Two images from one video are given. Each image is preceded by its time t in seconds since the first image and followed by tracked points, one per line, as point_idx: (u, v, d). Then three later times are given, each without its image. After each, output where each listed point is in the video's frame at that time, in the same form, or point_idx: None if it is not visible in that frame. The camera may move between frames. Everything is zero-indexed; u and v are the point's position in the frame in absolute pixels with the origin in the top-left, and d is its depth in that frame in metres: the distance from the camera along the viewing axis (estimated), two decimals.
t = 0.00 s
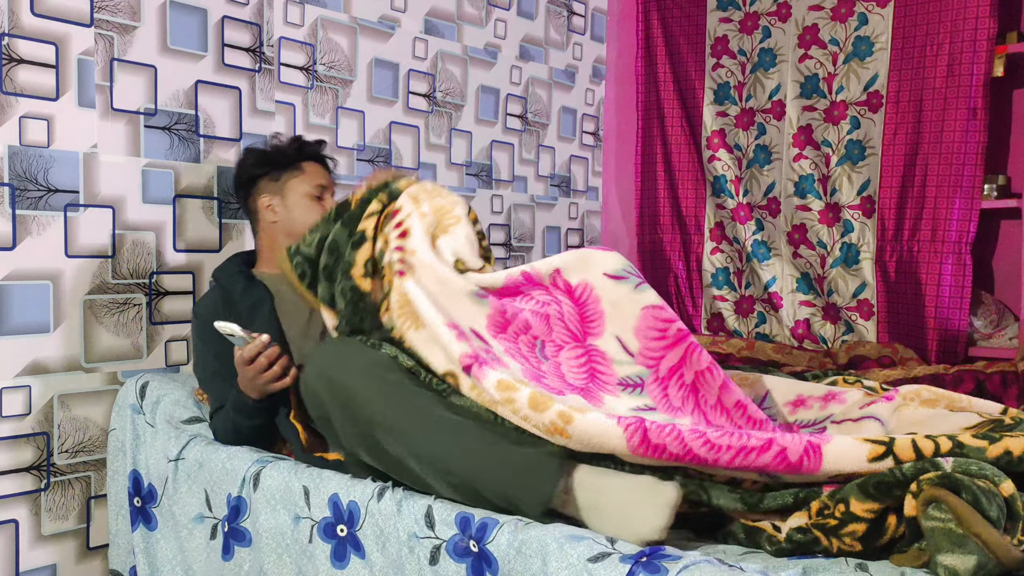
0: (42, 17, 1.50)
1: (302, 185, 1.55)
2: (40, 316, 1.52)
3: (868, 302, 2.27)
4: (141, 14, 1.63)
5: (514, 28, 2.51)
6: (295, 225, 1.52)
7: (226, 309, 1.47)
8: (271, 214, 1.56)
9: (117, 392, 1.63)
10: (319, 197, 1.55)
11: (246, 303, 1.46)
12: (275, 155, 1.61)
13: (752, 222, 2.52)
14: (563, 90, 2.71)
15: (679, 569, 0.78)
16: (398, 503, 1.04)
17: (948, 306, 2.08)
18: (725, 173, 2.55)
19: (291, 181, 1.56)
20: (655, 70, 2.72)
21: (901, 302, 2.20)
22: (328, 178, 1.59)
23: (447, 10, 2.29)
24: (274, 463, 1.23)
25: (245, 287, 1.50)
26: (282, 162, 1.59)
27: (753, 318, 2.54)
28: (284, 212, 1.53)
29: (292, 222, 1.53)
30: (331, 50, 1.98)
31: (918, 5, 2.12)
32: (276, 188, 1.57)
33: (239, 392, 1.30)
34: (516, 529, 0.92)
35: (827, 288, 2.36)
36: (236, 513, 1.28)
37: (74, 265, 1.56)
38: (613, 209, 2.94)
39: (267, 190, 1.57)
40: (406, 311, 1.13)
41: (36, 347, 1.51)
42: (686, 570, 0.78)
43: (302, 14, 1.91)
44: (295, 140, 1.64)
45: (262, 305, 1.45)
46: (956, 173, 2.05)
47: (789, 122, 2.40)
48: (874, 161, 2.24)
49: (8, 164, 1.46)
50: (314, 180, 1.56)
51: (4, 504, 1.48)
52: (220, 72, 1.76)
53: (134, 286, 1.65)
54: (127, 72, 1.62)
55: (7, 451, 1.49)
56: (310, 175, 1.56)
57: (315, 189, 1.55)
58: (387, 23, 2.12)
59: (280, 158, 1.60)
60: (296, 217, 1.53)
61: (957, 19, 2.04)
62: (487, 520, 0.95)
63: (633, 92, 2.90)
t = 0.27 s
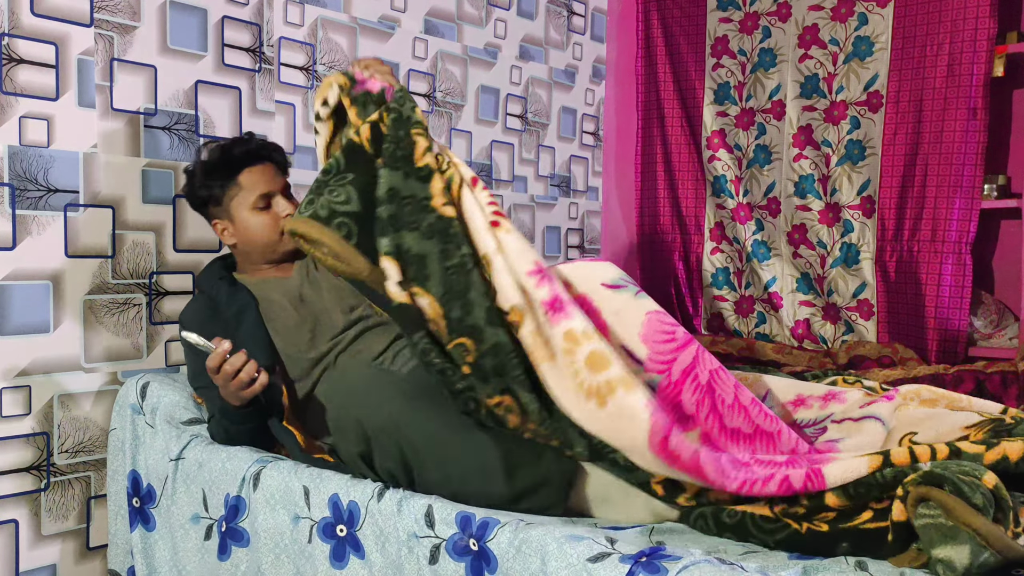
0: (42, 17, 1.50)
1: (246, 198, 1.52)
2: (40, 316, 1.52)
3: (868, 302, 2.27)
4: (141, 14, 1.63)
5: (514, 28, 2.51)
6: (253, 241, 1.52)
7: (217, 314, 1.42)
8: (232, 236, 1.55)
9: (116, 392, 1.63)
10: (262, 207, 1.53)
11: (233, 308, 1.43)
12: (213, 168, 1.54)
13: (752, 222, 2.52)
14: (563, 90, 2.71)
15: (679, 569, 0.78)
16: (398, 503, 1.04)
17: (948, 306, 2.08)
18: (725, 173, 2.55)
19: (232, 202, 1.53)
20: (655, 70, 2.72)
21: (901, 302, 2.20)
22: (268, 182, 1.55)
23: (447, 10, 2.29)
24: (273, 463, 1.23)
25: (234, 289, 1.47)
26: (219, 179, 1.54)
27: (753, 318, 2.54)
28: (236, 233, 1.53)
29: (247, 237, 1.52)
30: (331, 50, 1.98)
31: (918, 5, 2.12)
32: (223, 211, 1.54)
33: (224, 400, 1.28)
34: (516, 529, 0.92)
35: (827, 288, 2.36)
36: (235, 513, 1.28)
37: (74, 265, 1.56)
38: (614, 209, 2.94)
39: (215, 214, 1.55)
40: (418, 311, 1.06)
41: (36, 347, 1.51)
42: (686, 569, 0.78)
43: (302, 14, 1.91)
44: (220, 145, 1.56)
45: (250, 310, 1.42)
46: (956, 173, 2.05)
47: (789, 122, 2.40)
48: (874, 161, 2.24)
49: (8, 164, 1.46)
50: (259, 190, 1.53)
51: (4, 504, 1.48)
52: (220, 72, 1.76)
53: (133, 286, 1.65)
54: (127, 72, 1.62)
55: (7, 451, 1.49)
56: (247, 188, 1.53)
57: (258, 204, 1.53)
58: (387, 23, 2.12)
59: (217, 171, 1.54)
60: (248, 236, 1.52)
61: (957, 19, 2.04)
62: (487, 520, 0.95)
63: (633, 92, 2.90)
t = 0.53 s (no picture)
0: (42, 17, 1.50)
1: (263, 190, 1.45)
2: (40, 316, 1.52)
3: (868, 302, 2.26)
4: (141, 14, 1.63)
5: (514, 28, 2.51)
6: (262, 235, 1.45)
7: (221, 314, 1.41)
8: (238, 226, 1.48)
9: (116, 392, 1.63)
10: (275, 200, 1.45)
11: (239, 311, 1.41)
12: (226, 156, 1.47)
13: (752, 222, 2.52)
14: (563, 90, 2.71)
15: (679, 570, 0.78)
16: (398, 503, 1.04)
17: (948, 306, 2.08)
18: (725, 173, 2.55)
19: (243, 195, 1.46)
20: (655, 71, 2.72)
21: (902, 302, 2.20)
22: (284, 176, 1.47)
23: (447, 10, 2.29)
24: (274, 463, 1.23)
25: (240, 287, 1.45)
26: (234, 169, 1.46)
27: (753, 318, 2.55)
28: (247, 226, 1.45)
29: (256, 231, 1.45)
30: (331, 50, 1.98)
31: (918, 5, 2.12)
32: (232, 201, 1.47)
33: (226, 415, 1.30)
34: (516, 529, 0.92)
35: (827, 288, 2.36)
36: (235, 513, 1.28)
37: (74, 265, 1.56)
38: (613, 209, 2.94)
39: (225, 202, 1.48)
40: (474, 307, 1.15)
41: (36, 347, 1.52)
42: (686, 570, 0.78)
43: (302, 14, 1.91)
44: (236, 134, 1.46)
45: (257, 315, 1.41)
46: (956, 173, 2.05)
47: (789, 123, 2.40)
48: (874, 162, 2.24)
49: (8, 164, 1.46)
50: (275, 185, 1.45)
51: (4, 505, 1.48)
52: (220, 73, 1.76)
53: (133, 286, 1.65)
54: (127, 72, 1.62)
55: (7, 451, 1.49)
56: (263, 181, 1.45)
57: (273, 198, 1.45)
58: (387, 23, 2.12)
59: (234, 160, 1.46)
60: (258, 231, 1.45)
61: (957, 20, 2.04)
62: (487, 520, 0.95)
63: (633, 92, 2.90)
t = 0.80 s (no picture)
0: (42, 17, 1.50)
1: (310, 170, 1.42)
2: (40, 316, 1.51)
3: (868, 301, 2.27)
4: (141, 13, 1.63)
5: (514, 28, 2.51)
6: (303, 215, 1.44)
7: (242, 307, 1.45)
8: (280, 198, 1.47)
9: (117, 392, 1.63)
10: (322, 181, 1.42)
11: (265, 307, 1.42)
12: (276, 127, 1.44)
13: (752, 222, 2.53)
14: (563, 90, 2.72)
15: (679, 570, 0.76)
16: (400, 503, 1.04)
17: (948, 306, 2.08)
18: (725, 173, 2.55)
19: (292, 168, 1.43)
20: (654, 71, 2.72)
21: (902, 302, 2.20)
22: (338, 161, 1.43)
23: (447, 10, 2.29)
24: (274, 464, 1.24)
25: (269, 276, 1.45)
26: (283, 144, 1.44)
27: (753, 318, 2.55)
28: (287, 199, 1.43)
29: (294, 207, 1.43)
30: (331, 49, 1.98)
31: (918, 5, 2.12)
32: (279, 172, 1.45)
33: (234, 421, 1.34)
34: (517, 530, 0.91)
35: (827, 288, 2.37)
36: (236, 513, 1.28)
37: (74, 265, 1.56)
38: (613, 209, 2.94)
39: (273, 172, 1.46)
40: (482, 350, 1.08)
41: (36, 347, 1.51)
42: (687, 570, 0.76)
43: (302, 14, 1.91)
44: (301, 106, 1.42)
45: (282, 311, 1.43)
46: (956, 173, 2.05)
47: (789, 122, 2.41)
48: (874, 162, 2.24)
49: (7, 164, 1.46)
50: (322, 167, 1.42)
51: (4, 505, 1.48)
52: (221, 72, 1.76)
53: (133, 286, 1.65)
54: (127, 72, 1.62)
55: (7, 451, 1.49)
56: (314, 163, 1.41)
57: (320, 180, 1.42)
58: (387, 23, 2.12)
59: (285, 134, 1.43)
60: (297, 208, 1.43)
61: (957, 20, 2.04)
62: (487, 520, 0.94)
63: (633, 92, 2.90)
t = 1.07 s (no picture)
0: (43, 17, 1.50)
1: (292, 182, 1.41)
2: (40, 316, 1.52)
3: (868, 302, 2.27)
4: (141, 14, 1.63)
5: (514, 28, 2.51)
6: (286, 230, 1.44)
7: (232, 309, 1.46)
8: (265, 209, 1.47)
9: (117, 392, 1.63)
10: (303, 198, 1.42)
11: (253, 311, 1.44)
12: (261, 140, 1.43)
13: (751, 222, 2.53)
14: (563, 90, 2.72)
15: (681, 569, 0.79)
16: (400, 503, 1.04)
17: (948, 306, 2.08)
18: (725, 173, 2.56)
19: (274, 183, 1.42)
20: (654, 71, 2.73)
21: (902, 302, 2.20)
22: (321, 175, 1.42)
23: (447, 10, 2.29)
24: (274, 464, 1.24)
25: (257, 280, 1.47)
26: (269, 156, 1.42)
27: (753, 318, 2.55)
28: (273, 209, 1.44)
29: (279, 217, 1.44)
30: (331, 50, 1.98)
31: (918, 5, 2.12)
32: (262, 182, 1.45)
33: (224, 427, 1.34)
34: (516, 529, 0.92)
35: (827, 288, 2.37)
36: (238, 513, 1.28)
37: (75, 265, 1.56)
38: (613, 209, 2.94)
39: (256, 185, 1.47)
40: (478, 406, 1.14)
41: (35, 347, 1.51)
42: (687, 570, 0.78)
43: (303, 14, 1.91)
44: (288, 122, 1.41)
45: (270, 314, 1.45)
46: (956, 173, 2.06)
47: (789, 122, 2.41)
48: (874, 162, 2.24)
49: (8, 164, 1.46)
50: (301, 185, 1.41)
51: (4, 505, 1.48)
52: (221, 72, 1.76)
53: (134, 286, 1.65)
54: (127, 72, 1.62)
55: (7, 451, 1.49)
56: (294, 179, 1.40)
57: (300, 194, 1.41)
58: (387, 23, 2.12)
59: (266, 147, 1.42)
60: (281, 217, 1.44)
61: (957, 20, 2.04)
62: (487, 521, 0.95)
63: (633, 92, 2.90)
